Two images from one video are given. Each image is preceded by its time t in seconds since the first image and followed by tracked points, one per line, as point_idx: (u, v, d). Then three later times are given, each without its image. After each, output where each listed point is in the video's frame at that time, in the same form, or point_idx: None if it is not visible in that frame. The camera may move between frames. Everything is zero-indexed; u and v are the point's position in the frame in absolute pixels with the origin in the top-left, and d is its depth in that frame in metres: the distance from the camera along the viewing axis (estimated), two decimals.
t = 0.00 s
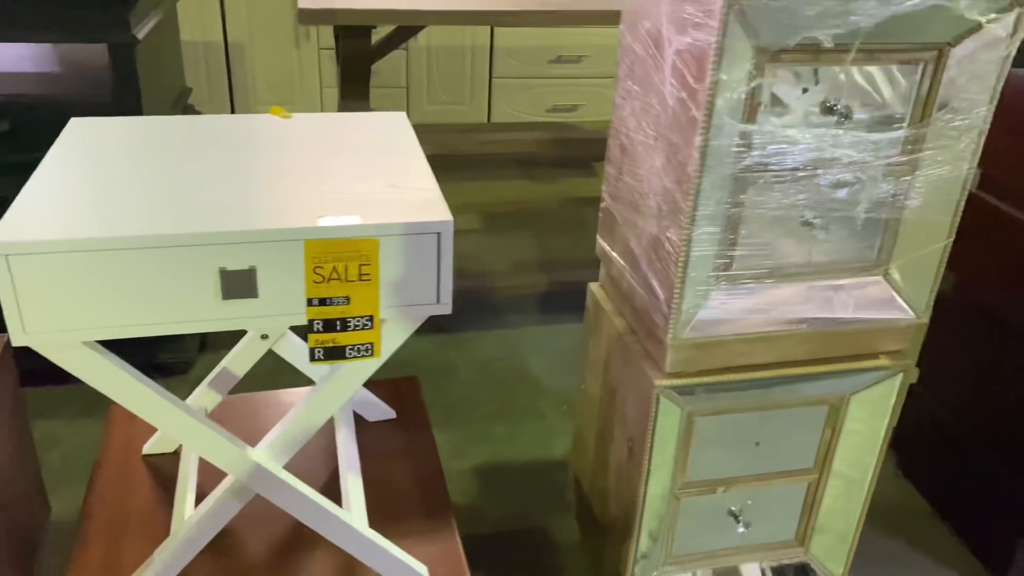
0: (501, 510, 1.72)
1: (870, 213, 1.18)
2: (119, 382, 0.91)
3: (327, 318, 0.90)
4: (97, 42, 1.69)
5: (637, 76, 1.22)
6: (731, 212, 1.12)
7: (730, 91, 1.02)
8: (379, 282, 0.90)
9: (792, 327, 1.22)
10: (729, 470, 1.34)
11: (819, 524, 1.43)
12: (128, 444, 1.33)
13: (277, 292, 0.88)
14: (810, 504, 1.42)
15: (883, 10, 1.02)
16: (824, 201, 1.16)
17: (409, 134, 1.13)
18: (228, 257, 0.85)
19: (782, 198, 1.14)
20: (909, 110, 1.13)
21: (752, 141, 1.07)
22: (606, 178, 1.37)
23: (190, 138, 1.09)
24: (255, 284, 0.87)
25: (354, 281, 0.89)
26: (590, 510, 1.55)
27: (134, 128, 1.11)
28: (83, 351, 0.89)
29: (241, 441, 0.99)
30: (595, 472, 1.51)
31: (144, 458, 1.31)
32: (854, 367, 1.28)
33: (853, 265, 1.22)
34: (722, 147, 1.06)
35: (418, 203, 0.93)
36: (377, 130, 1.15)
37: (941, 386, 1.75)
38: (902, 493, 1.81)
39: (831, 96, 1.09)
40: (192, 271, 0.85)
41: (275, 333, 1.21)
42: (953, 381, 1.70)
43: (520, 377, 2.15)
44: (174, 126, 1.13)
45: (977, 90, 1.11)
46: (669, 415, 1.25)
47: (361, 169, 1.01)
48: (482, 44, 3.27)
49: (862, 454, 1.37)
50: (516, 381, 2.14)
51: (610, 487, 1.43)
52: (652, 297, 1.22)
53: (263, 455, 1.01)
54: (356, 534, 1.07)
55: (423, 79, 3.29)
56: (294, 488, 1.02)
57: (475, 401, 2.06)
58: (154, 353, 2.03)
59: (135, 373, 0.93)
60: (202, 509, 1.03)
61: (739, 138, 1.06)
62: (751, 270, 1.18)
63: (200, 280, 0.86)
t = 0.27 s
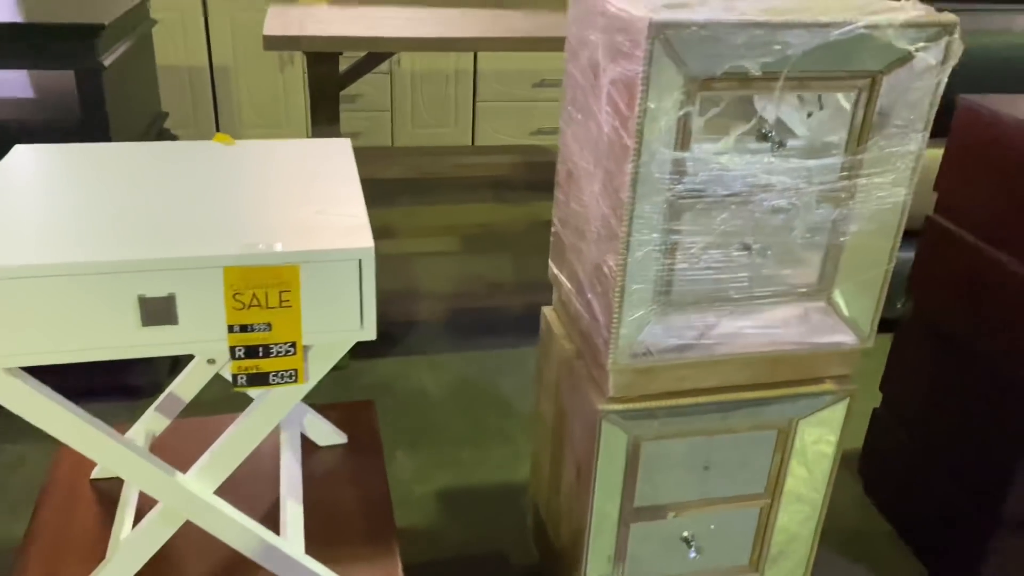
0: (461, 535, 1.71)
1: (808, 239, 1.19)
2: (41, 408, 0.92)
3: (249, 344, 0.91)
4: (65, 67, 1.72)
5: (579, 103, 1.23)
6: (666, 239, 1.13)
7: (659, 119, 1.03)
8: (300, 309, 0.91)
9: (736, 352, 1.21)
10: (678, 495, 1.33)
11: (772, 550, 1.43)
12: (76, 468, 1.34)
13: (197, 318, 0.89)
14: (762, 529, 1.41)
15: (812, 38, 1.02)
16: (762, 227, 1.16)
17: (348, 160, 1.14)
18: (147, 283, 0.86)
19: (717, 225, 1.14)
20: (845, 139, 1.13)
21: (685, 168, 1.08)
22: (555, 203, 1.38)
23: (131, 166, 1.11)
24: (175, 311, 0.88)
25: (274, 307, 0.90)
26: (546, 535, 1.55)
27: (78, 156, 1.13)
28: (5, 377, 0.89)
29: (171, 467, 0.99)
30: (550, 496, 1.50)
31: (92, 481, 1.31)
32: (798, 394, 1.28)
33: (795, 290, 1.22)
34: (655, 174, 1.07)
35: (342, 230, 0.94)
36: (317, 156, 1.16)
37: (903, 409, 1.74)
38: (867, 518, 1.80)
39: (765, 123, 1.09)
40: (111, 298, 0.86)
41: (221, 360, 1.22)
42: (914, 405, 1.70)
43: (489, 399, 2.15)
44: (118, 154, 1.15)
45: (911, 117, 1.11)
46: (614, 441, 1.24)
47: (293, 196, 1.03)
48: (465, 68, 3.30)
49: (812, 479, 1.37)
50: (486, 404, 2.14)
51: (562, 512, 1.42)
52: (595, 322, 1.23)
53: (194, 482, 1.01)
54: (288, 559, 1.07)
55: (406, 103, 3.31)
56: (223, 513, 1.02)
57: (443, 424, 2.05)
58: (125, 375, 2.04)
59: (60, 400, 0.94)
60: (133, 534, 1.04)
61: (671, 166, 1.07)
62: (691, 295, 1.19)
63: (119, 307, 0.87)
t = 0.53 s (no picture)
0: (423, 556, 1.69)
1: (753, 256, 1.18)
2: None
3: (172, 362, 0.91)
4: (32, 84, 1.73)
5: (526, 120, 1.23)
6: (607, 256, 1.12)
7: (596, 136, 1.03)
8: (223, 326, 0.90)
9: (683, 369, 1.21)
10: (631, 516, 1.31)
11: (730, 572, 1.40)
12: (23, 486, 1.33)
13: (117, 336, 0.89)
14: (720, 551, 1.39)
15: (748, 55, 1.02)
16: (705, 244, 1.16)
17: (289, 178, 1.14)
18: (65, 300, 0.86)
19: (659, 242, 1.14)
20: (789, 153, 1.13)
21: (625, 185, 1.08)
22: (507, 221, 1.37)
23: (72, 183, 1.11)
24: (93, 328, 0.88)
25: (196, 324, 0.89)
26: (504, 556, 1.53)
27: (21, 174, 1.13)
28: None
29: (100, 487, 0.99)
30: (507, 518, 1.48)
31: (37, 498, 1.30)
32: (750, 412, 1.26)
33: (741, 307, 1.22)
34: (593, 192, 1.06)
35: (269, 246, 0.94)
36: (259, 173, 1.16)
37: (870, 429, 1.72)
38: (837, 540, 1.77)
39: (706, 140, 1.08)
40: (29, 315, 0.86)
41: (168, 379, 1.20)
42: (881, 425, 1.68)
43: (461, 418, 2.14)
44: (61, 172, 1.15)
45: (852, 134, 1.11)
46: (562, 460, 1.23)
47: (226, 213, 1.03)
48: (450, 87, 3.27)
49: (768, 500, 1.35)
50: (457, 422, 2.12)
51: (516, 533, 1.41)
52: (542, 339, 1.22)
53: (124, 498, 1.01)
54: None
55: (392, 121, 3.27)
56: (153, 533, 1.01)
57: (413, 443, 2.04)
58: (94, 393, 2.02)
59: None
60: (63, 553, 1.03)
61: (610, 183, 1.07)
62: (635, 312, 1.19)
63: (37, 325, 0.87)
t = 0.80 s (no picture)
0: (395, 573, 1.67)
1: (715, 270, 1.17)
2: None
3: (113, 380, 0.90)
4: (4, 99, 1.73)
5: (487, 134, 1.22)
6: (566, 271, 1.11)
7: (551, 150, 1.02)
8: (164, 344, 0.90)
9: (646, 385, 1.19)
10: (598, 533, 1.29)
11: None
12: None
13: (57, 353, 0.88)
14: (691, 568, 1.36)
15: (703, 69, 1.01)
16: (667, 258, 1.15)
17: (245, 192, 1.14)
18: (4, 318, 0.85)
19: (618, 256, 1.13)
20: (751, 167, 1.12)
21: (582, 199, 1.07)
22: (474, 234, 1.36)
23: (27, 198, 1.10)
24: (32, 346, 0.87)
25: (137, 342, 0.89)
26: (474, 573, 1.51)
27: None
28: None
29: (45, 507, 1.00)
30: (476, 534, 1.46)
31: None
32: (716, 427, 1.24)
33: (705, 321, 1.21)
34: (550, 206, 1.05)
35: (215, 262, 0.93)
36: (217, 188, 1.15)
37: (848, 443, 1.70)
38: (815, 556, 1.75)
39: (665, 153, 1.07)
40: None
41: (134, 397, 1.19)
42: (859, 440, 1.66)
43: (440, 432, 2.12)
44: (18, 187, 1.14)
45: (812, 147, 1.10)
46: (526, 476, 1.21)
47: (176, 228, 1.02)
48: (440, 98, 3.26)
49: (738, 517, 1.33)
50: (436, 436, 2.11)
51: (484, 550, 1.39)
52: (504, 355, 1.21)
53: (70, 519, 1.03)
54: None
55: (382, 132, 3.26)
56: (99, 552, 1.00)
57: (391, 457, 2.02)
58: (72, 407, 2.02)
59: None
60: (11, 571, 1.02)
61: (567, 197, 1.06)
62: (598, 327, 1.18)
63: None
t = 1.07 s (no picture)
0: None
1: (700, 285, 1.14)
2: None
3: (68, 405, 0.88)
4: None
5: (466, 145, 1.18)
6: (546, 286, 1.07)
7: (526, 163, 0.98)
8: (119, 367, 0.88)
9: (631, 404, 1.16)
10: (583, 555, 1.24)
11: None
12: None
13: (10, 376, 0.86)
14: None
15: (682, 78, 0.98)
16: (650, 273, 1.11)
17: (215, 206, 1.11)
18: None
19: (600, 271, 1.09)
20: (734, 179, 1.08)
21: (560, 213, 1.03)
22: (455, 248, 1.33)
23: None
24: None
25: (91, 365, 0.87)
26: None
27: None
28: None
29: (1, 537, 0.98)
30: (460, 554, 1.43)
31: None
32: (702, 446, 1.21)
33: (692, 338, 1.17)
34: (527, 220, 1.02)
35: (174, 282, 0.90)
36: (186, 202, 1.12)
37: (844, 458, 1.66)
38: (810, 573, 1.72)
39: (646, 165, 1.04)
40: None
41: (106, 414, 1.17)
42: (854, 455, 1.62)
43: (429, 445, 2.09)
44: None
45: (797, 158, 1.07)
46: (507, 497, 1.17)
47: (139, 245, 0.99)
48: (434, 104, 3.23)
49: (727, 537, 1.28)
50: (425, 449, 2.07)
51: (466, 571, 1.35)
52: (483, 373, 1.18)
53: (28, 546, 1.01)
54: None
55: (375, 138, 3.23)
56: None
57: (378, 472, 1.99)
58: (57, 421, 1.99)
59: None
60: None
61: (544, 211, 1.02)
62: (581, 344, 1.14)
63: None
